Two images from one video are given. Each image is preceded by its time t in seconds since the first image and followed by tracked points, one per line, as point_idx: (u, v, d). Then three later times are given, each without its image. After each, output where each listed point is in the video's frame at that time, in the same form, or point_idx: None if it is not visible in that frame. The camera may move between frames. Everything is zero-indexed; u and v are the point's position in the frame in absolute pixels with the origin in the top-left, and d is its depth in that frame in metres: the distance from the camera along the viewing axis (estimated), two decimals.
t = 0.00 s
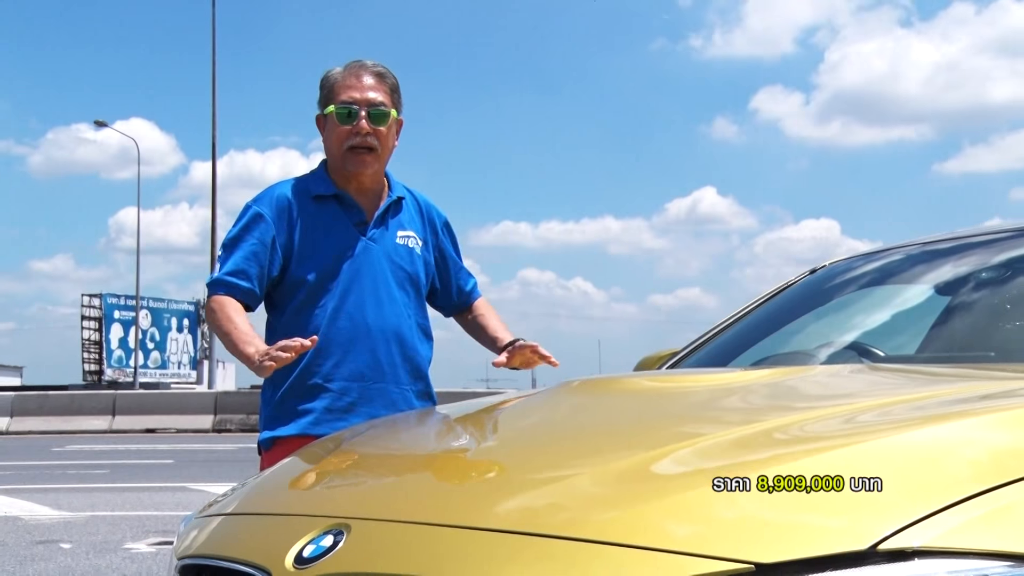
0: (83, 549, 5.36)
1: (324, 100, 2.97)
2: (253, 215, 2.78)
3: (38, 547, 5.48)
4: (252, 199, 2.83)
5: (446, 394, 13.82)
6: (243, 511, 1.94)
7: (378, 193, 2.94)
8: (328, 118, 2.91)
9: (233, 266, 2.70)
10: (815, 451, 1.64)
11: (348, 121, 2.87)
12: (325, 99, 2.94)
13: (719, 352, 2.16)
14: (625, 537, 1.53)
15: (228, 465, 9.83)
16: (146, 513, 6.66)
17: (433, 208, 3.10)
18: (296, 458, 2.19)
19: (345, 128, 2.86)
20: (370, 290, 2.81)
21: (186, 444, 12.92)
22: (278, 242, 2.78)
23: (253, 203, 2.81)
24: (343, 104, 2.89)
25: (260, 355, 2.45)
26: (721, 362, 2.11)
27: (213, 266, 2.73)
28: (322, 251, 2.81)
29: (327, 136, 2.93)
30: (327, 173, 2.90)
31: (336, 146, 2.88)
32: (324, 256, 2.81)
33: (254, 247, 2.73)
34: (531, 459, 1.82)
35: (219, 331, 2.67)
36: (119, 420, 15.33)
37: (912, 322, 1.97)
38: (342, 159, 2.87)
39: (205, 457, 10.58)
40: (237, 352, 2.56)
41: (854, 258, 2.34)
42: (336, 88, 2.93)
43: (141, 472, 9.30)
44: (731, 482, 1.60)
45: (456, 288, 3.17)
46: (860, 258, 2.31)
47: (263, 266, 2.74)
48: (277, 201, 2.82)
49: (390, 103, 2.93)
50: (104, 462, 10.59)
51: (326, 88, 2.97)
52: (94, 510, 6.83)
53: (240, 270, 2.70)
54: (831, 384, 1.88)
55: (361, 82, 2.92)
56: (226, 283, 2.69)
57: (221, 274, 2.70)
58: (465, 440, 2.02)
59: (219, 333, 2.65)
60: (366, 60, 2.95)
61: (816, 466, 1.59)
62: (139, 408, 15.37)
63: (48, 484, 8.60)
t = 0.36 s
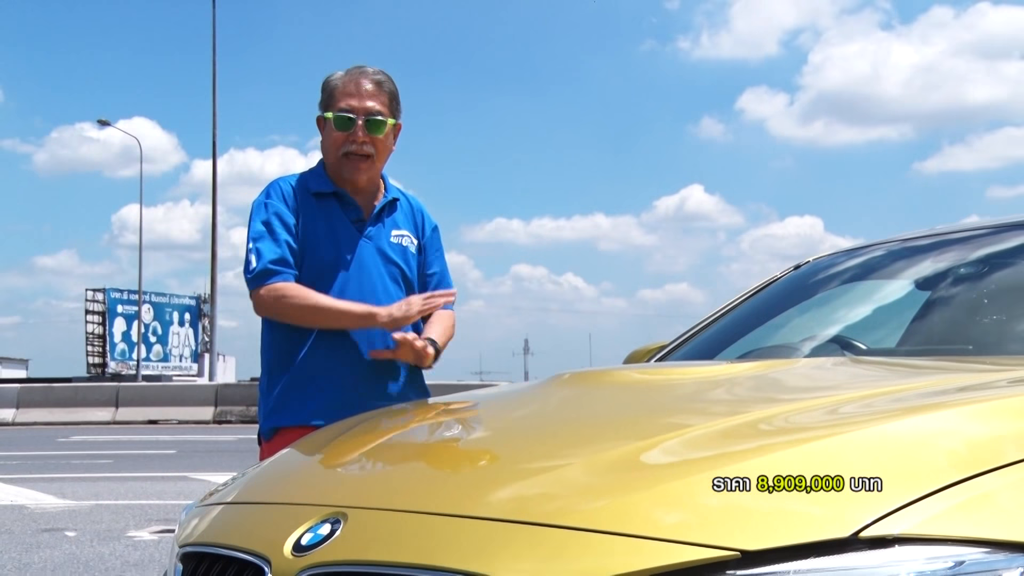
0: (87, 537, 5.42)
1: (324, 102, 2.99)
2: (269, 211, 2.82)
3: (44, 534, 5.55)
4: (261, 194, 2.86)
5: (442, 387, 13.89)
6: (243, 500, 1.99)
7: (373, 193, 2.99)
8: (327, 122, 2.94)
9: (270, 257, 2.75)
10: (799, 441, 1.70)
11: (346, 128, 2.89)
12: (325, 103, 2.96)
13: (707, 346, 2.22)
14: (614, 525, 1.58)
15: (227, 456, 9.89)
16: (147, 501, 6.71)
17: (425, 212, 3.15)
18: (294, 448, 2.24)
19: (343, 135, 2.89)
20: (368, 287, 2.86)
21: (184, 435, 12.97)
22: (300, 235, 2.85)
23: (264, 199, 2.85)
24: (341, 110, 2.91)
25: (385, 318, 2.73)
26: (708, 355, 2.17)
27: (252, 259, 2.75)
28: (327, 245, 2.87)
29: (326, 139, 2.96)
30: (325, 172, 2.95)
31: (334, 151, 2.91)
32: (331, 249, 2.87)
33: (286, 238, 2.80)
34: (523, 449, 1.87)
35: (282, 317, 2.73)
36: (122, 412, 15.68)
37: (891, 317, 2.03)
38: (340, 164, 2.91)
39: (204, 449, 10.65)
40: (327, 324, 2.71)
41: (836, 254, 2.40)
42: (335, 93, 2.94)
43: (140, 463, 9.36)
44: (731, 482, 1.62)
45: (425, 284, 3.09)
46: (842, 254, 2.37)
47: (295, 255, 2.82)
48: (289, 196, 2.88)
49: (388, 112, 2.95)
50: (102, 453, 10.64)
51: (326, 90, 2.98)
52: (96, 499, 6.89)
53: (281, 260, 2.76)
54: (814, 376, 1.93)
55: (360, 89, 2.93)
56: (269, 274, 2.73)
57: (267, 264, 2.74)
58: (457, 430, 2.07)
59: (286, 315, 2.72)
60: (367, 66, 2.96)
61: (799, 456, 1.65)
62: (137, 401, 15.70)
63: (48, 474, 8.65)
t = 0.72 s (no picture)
0: (89, 525, 5.46)
1: (326, 107, 3.01)
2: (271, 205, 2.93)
3: (48, 523, 5.58)
4: (262, 191, 2.96)
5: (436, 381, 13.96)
6: (240, 490, 2.04)
7: (370, 193, 3.06)
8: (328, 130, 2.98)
9: (276, 244, 2.84)
10: (780, 432, 1.75)
11: (347, 140, 2.93)
12: (327, 110, 2.99)
13: (692, 339, 2.28)
14: (600, 514, 1.63)
15: (225, 448, 9.94)
16: (147, 490, 6.75)
17: (421, 205, 3.21)
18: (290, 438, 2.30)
19: (344, 148, 2.93)
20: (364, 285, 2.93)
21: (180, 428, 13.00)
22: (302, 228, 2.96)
23: (266, 194, 2.96)
24: (343, 122, 2.94)
25: (396, 275, 2.80)
26: (693, 348, 2.23)
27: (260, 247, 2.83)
28: (325, 243, 2.97)
29: (326, 145, 3.01)
30: (324, 172, 3.02)
31: (334, 159, 2.97)
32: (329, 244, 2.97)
33: (290, 228, 2.90)
34: (512, 440, 1.93)
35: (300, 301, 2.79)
36: (121, 404, 16.06)
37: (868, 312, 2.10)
38: (340, 172, 2.98)
39: (200, 441, 10.69)
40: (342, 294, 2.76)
41: (817, 251, 2.48)
42: (338, 104, 2.96)
43: (137, 455, 9.40)
44: (731, 481, 1.65)
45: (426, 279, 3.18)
46: (822, 251, 2.45)
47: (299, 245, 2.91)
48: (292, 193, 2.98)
49: (389, 126, 2.98)
50: (99, 445, 10.68)
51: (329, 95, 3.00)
52: (98, 489, 6.93)
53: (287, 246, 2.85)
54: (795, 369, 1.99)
55: (363, 101, 2.96)
56: (276, 259, 2.82)
57: (274, 250, 2.83)
58: (450, 421, 2.12)
59: (304, 297, 2.78)
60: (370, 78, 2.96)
61: (779, 447, 1.70)
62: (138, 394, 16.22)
63: (47, 465, 8.68)
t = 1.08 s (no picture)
0: (91, 512, 5.51)
1: (326, 106, 3.06)
2: (269, 201, 2.98)
3: (50, 510, 5.62)
4: (263, 187, 3.01)
5: (430, 372, 14.02)
6: (237, 479, 2.09)
7: (368, 191, 3.10)
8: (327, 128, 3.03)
9: (274, 241, 2.89)
10: (761, 422, 1.81)
11: (346, 138, 2.98)
12: (327, 109, 3.04)
13: (678, 331, 2.34)
14: (587, 502, 1.69)
15: (222, 438, 9.98)
16: (145, 478, 6.78)
17: (417, 200, 3.25)
18: (287, 427, 2.35)
19: (343, 145, 2.98)
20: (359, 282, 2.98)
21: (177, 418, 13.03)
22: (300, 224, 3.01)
23: (266, 190, 3.01)
24: (342, 120, 2.99)
25: (389, 275, 2.85)
26: (678, 340, 2.29)
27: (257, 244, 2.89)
28: (323, 242, 3.02)
29: (326, 142, 3.06)
30: (323, 170, 3.06)
31: (333, 157, 3.02)
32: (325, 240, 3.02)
33: (288, 226, 2.95)
34: (504, 429, 1.98)
35: (297, 298, 2.85)
36: (123, 392, 16.50)
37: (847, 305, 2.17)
38: (338, 170, 3.02)
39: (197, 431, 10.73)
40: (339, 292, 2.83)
41: (798, 246, 2.57)
42: (338, 103, 3.01)
43: (135, 444, 9.43)
44: (730, 482, 1.68)
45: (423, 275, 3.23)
46: (803, 246, 2.54)
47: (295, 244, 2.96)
48: (290, 189, 3.03)
49: (387, 125, 3.04)
50: (96, 434, 10.71)
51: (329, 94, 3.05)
52: (100, 477, 6.97)
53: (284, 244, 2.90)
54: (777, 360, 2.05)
55: (362, 101, 3.01)
56: (273, 256, 2.87)
57: (271, 247, 2.88)
58: (444, 410, 2.18)
59: (302, 294, 2.83)
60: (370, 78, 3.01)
61: (759, 437, 1.76)
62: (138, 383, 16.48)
63: (45, 454, 8.71)
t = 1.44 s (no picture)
0: (91, 500, 5.55)
1: (328, 99, 3.15)
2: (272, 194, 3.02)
3: (51, 498, 5.66)
4: (265, 179, 3.06)
5: (424, 365, 14.08)
6: (234, 469, 2.14)
7: (367, 184, 3.15)
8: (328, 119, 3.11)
9: (278, 232, 2.95)
10: (744, 412, 1.87)
11: (347, 126, 3.05)
12: (329, 102, 3.13)
13: (663, 325, 2.40)
14: (576, 490, 1.74)
15: (218, 429, 10.01)
16: (144, 468, 6.84)
17: (415, 193, 3.30)
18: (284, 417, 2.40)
19: (344, 132, 3.05)
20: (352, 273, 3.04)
21: (173, 410, 13.09)
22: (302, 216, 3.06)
23: (269, 182, 3.05)
24: (344, 109, 3.07)
25: (390, 261, 2.92)
26: (665, 332, 2.36)
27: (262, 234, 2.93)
28: (322, 235, 3.07)
29: (326, 134, 3.12)
30: (324, 163, 3.11)
31: (333, 146, 3.07)
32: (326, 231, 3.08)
33: (292, 218, 3.00)
34: (499, 420, 2.04)
35: (299, 287, 2.89)
36: (123, 385, 16.64)
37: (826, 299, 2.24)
38: (338, 160, 3.06)
39: (194, 422, 10.79)
40: (329, 281, 2.86)
41: (779, 242, 2.65)
42: (339, 94, 3.10)
43: (134, 434, 9.49)
44: (733, 483, 1.71)
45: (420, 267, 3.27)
46: (784, 242, 2.62)
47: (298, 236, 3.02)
48: (292, 182, 3.08)
49: (388, 116, 3.12)
50: (94, 426, 10.76)
51: (331, 89, 3.14)
52: (99, 467, 7.01)
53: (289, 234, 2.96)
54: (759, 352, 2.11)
55: (363, 92, 3.10)
56: (278, 247, 2.92)
57: (276, 238, 2.93)
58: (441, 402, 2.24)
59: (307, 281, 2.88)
60: (371, 71, 3.12)
61: (742, 428, 1.82)
62: (141, 374, 16.74)
63: (41, 446, 8.74)
